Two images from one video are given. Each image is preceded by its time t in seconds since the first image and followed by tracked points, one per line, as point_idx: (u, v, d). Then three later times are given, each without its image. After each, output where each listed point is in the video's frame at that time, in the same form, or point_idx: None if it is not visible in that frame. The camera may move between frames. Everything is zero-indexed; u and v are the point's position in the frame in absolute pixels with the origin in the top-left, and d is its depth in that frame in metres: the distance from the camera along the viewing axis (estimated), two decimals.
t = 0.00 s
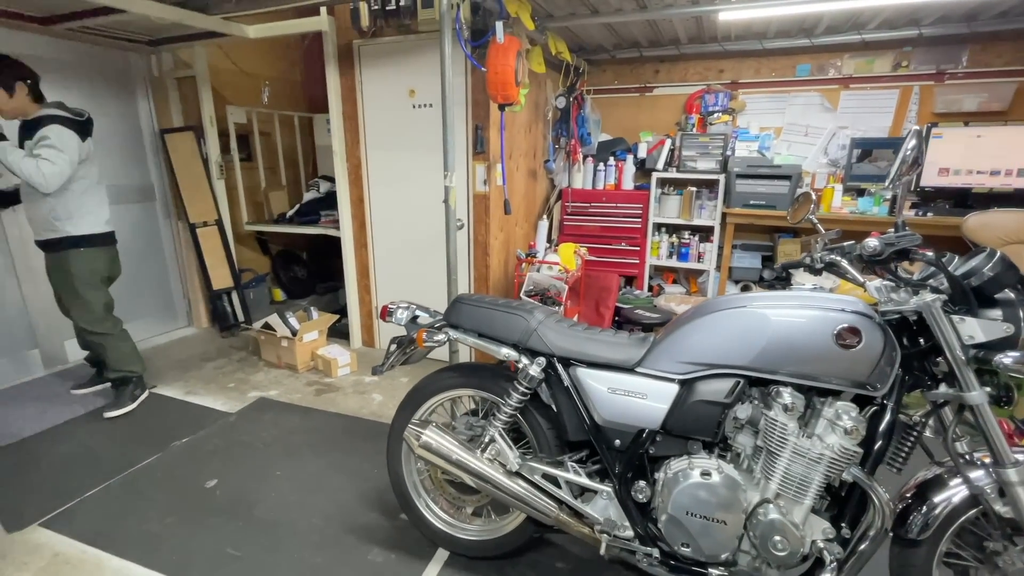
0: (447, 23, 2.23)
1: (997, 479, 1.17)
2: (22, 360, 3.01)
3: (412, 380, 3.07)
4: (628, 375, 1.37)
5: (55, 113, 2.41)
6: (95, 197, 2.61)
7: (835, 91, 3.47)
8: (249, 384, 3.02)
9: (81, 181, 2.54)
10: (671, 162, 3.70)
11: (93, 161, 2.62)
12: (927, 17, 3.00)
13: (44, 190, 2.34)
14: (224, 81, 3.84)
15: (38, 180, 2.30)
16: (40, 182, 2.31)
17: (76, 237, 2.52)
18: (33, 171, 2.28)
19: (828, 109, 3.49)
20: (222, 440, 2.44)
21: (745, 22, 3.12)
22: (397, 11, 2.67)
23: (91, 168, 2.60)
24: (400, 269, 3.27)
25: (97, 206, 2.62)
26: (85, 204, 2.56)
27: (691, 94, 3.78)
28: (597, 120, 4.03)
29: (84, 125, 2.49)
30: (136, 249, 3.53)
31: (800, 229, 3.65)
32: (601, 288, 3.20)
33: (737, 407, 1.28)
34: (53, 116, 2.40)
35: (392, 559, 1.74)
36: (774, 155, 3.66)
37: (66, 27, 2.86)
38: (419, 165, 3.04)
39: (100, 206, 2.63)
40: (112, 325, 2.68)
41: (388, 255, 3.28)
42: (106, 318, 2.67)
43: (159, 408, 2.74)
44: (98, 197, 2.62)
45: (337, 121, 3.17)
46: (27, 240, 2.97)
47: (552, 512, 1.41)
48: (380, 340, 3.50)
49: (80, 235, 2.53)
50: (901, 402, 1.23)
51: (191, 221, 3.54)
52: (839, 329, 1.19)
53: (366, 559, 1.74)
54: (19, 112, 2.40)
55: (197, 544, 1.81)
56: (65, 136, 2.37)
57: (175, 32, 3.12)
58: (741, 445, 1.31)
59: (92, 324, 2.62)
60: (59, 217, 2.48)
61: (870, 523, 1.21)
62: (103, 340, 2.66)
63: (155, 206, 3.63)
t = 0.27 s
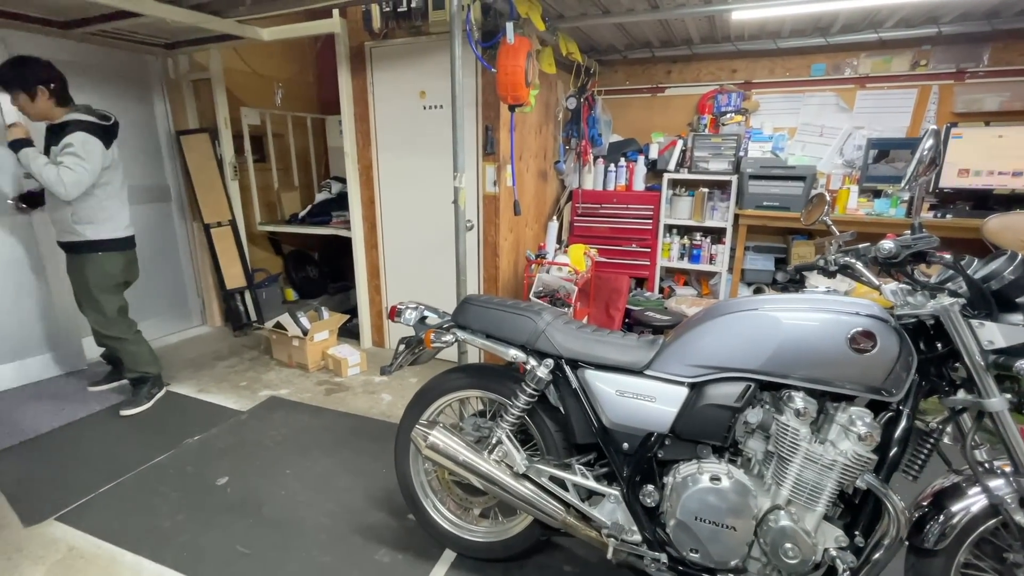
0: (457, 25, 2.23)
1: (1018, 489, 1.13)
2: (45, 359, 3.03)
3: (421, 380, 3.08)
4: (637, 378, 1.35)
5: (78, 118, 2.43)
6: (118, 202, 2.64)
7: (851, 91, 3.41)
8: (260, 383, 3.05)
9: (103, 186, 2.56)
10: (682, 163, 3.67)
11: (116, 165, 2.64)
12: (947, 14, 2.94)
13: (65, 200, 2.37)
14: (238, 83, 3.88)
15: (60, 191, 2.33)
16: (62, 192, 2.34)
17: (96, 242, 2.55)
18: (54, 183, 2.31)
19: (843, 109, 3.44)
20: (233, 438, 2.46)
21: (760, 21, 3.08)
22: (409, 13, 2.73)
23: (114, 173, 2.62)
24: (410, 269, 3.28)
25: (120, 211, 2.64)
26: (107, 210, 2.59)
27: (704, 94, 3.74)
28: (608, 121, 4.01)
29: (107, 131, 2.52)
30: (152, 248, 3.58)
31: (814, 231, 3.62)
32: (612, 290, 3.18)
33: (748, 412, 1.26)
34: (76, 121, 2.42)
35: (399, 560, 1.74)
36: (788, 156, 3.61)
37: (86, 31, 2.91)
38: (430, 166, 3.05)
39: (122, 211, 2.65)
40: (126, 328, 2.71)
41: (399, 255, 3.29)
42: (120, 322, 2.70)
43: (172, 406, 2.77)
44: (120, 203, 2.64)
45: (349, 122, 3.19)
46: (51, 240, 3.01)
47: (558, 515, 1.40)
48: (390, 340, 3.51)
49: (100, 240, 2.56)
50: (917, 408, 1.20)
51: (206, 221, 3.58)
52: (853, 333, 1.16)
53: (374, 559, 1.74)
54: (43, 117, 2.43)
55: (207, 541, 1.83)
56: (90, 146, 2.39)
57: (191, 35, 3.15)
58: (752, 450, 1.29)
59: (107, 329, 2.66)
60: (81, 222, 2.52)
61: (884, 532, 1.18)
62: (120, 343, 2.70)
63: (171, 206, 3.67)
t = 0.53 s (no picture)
0: (465, 26, 2.24)
1: None
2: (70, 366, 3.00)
3: (427, 380, 3.08)
4: (644, 379, 1.34)
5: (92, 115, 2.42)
6: (133, 200, 2.63)
7: (862, 91, 3.38)
8: (268, 382, 3.06)
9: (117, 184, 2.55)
10: (691, 164, 3.65)
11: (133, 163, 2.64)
12: (961, 13, 2.90)
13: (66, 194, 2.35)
14: (248, 84, 3.91)
15: (60, 185, 2.31)
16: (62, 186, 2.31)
17: (110, 245, 2.55)
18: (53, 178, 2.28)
19: (854, 109, 3.41)
20: (241, 437, 2.47)
21: (769, 20, 3.06)
22: (417, 15, 2.80)
23: (130, 171, 2.60)
24: (417, 270, 3.28)
25: (135, 212, 2.62)
26: (121, 210, 2.57)
27: (713, 94, 3.72)
28: (616, 122, 3.99)
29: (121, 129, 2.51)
30: (163, 248, 3.61)
31: (824, 232, 3.56)
32: (619, 291, 3.16)
33: (757, 414, 1.25)
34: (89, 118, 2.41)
35: (404, 560, 1.74)
36: (797, 156, 3.58)
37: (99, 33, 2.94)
38: (437, 167, 3.05)
39: (137, 212, 2.63)
40: (147, 328, 2.74)
41: (406, 256, 3.30)
42: (142, 321, 2.72)
43: (181, 405, 2.79)
44: (132, 202, 2.62)
45: (357, 123, 3.20)
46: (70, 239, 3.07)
47: (564, 517, 1.39)
48: (397, 340, 3.52)
49: (114, 242, 2.55)
50: (930, 412, 1.18)
51: (216, 221, 3.61)
52: (864, 335, 1.14)
53: (379, 559, 1.74)
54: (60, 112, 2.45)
55: (215, 539, 1.83)
56: (91, 141, 2.36)
57: (202, 37, 3.18)
58: (760, 453, 1.27)
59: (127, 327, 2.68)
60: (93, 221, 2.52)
61: (896, 538, 1.16)
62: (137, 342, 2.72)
63: (181, 207, 3.70)
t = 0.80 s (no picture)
0: (468, 26, 2.23)
1: None
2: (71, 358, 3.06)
3: (430, 381, 3.07)
4: (647, 381, 1.33)
5: (105, 116, 2.43)
6: (143, 203, 2.65)
7: (868, 91, 3.36)
8: (271, 383, 3.06)
9: (126, 186, 2.57)
10: (694, 165, 3.63)
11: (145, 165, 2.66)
12: (968, 12, 2.88)
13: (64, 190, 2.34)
14: (252, 85, 3.92)
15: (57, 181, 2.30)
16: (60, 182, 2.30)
17: (111, 248, 2.55)
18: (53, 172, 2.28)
19: (860, 109, 3.38)
20: (244, 437, 2.47)
21: (774, 20, 3.04)
22: (420, 16, 2.78)
23: (141, 173, 2.62)
24: (420, 270, 3.28)
25: (137, 216, 2.62)
26: (123, 213, 2.57)
27: (717, 95, 3.70)
28: (619, 122, 3.98)
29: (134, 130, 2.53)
30: (168, 248, 3.62)
31: (830, 233, 3.53)
32: (622, 292, 3.15)
33: (760, 417, 1.24)
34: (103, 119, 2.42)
35: (406, 561, 1.73)
36: (802, 157, 3.56)
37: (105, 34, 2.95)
38: (440, 168, 3.05)
39: (139, 216, 2.63)
40: (151, 330, 2.75)
41: (409, 256, 3.30)
42: (147, 323, 2.74)
43: (184, 404, 2.79)
44: (134, 204, 2.61)
45: (360, 124, 3.21)
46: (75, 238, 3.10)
47: (566, 519, 1.38)
48: (400, 341, 3.52)
49: (115, 245, 2.56)
50: (937, 415, 1.16)
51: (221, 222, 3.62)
52: (869, 337, 1.13)
53: (381, 560, 1.73)
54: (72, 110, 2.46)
55: (217, 539, 1.83)
56: (100, 142, 2.36)
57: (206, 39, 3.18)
58: (764, 456, 1.26)
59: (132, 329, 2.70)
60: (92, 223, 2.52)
61: (902, 542, 1.14)
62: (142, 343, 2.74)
63: (186, 207, 3.71)
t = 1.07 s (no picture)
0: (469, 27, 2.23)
1: None
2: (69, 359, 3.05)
3: (431, 382, 3.07)
4: (649, 383, 1.33)
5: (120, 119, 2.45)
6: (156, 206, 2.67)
7: (871, 91, 3.35)
8: (273, 383, 3.06)
9: (139, 189, 2.58)
10: (696, 166, 3.62)
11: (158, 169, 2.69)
12: (971, 12, 2.87)
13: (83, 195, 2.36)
14: (254, 86, 3.92)
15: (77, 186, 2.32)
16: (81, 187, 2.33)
17: (122, 250, 2.54)
18: (72, 177, 2.30)
19: (862, 110, 3.38)
20: (245, 438, 2.47)
21: (776, 20, 3.04)
22: (421, 17, 2.78)
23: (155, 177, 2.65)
24: (422, 271, 3.28)
25: (150, 219, 2.63)
26: (136, 216, 2.58)
27: (719, 95, 3.69)
28: (621, 123, 3.97)
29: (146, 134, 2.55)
30: (169, 249, 3.61)
31: (832, 233, 3.52)
32: (623, 292, 3.15)
33: (763, 418, 1.23)
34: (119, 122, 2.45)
35: (407, 562, 1.73)
36: (804, 157, 3.55)
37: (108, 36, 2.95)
38: (441, 168, 3.05)
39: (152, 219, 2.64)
40: (156, 332, 2.73)
41: (410, 257, 3.29)
42: (153, 325, 2.72)
43: (186, 405, 2.79)
44: (149, 208, 2.63)
45: (362, 124, 3.21)
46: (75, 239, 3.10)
47: (568, 521, 1.38)
48: (401, 341, 3.51)
49: (124, 248, 2.55)
50: (940, 417, 1.16)
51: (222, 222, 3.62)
52: (872, 338, 1.13)
53: (382, 561, 1.73)
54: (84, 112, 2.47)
55: (218, 539, 1.83)
56: (124, 146, 2.41)
57: (208, 40, 3.19)
58: (767, 458, 1.26)
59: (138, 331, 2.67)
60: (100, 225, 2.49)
61: (905, 545, 1.14)
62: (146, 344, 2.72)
63: (188, 208, 3.71)
